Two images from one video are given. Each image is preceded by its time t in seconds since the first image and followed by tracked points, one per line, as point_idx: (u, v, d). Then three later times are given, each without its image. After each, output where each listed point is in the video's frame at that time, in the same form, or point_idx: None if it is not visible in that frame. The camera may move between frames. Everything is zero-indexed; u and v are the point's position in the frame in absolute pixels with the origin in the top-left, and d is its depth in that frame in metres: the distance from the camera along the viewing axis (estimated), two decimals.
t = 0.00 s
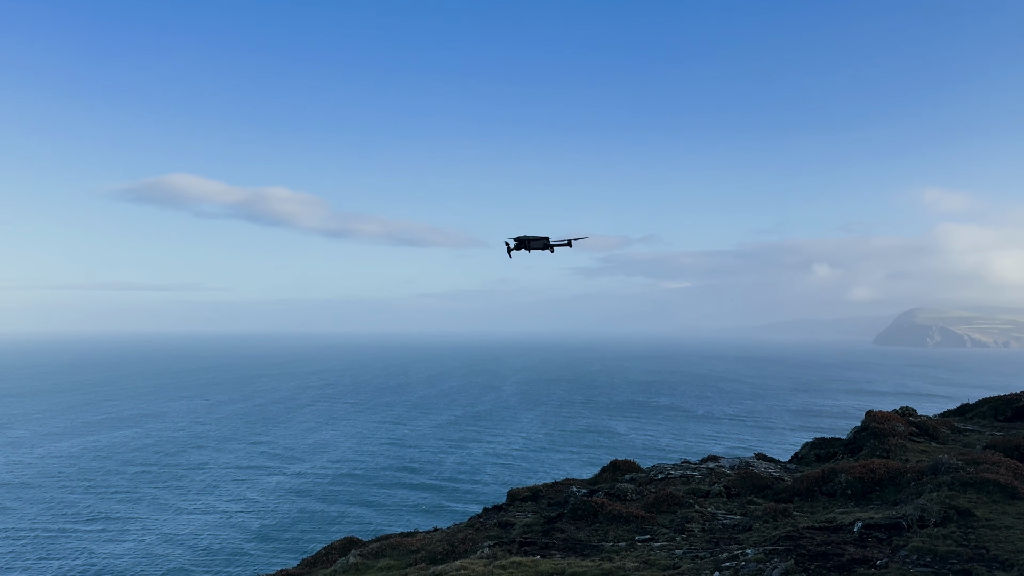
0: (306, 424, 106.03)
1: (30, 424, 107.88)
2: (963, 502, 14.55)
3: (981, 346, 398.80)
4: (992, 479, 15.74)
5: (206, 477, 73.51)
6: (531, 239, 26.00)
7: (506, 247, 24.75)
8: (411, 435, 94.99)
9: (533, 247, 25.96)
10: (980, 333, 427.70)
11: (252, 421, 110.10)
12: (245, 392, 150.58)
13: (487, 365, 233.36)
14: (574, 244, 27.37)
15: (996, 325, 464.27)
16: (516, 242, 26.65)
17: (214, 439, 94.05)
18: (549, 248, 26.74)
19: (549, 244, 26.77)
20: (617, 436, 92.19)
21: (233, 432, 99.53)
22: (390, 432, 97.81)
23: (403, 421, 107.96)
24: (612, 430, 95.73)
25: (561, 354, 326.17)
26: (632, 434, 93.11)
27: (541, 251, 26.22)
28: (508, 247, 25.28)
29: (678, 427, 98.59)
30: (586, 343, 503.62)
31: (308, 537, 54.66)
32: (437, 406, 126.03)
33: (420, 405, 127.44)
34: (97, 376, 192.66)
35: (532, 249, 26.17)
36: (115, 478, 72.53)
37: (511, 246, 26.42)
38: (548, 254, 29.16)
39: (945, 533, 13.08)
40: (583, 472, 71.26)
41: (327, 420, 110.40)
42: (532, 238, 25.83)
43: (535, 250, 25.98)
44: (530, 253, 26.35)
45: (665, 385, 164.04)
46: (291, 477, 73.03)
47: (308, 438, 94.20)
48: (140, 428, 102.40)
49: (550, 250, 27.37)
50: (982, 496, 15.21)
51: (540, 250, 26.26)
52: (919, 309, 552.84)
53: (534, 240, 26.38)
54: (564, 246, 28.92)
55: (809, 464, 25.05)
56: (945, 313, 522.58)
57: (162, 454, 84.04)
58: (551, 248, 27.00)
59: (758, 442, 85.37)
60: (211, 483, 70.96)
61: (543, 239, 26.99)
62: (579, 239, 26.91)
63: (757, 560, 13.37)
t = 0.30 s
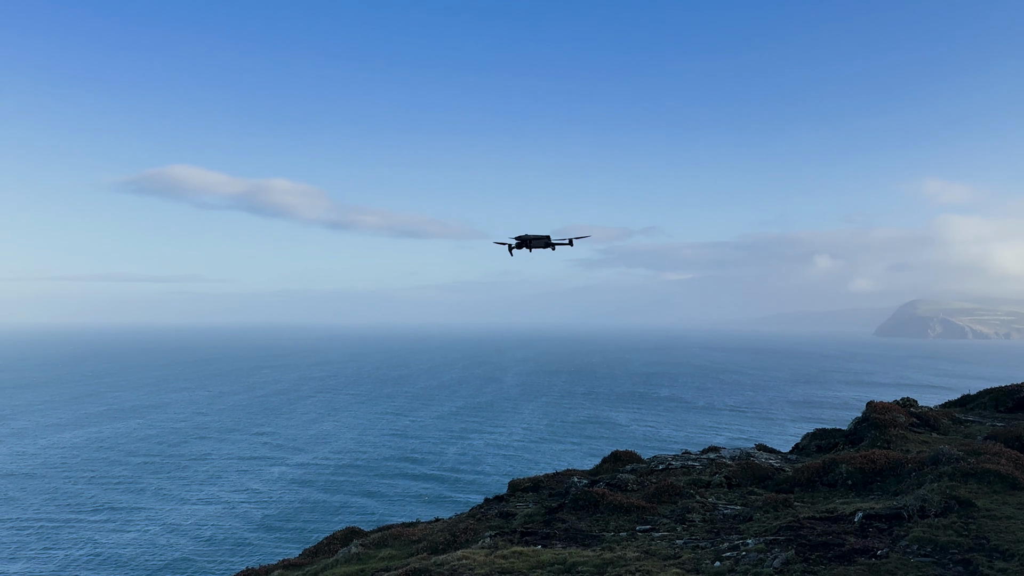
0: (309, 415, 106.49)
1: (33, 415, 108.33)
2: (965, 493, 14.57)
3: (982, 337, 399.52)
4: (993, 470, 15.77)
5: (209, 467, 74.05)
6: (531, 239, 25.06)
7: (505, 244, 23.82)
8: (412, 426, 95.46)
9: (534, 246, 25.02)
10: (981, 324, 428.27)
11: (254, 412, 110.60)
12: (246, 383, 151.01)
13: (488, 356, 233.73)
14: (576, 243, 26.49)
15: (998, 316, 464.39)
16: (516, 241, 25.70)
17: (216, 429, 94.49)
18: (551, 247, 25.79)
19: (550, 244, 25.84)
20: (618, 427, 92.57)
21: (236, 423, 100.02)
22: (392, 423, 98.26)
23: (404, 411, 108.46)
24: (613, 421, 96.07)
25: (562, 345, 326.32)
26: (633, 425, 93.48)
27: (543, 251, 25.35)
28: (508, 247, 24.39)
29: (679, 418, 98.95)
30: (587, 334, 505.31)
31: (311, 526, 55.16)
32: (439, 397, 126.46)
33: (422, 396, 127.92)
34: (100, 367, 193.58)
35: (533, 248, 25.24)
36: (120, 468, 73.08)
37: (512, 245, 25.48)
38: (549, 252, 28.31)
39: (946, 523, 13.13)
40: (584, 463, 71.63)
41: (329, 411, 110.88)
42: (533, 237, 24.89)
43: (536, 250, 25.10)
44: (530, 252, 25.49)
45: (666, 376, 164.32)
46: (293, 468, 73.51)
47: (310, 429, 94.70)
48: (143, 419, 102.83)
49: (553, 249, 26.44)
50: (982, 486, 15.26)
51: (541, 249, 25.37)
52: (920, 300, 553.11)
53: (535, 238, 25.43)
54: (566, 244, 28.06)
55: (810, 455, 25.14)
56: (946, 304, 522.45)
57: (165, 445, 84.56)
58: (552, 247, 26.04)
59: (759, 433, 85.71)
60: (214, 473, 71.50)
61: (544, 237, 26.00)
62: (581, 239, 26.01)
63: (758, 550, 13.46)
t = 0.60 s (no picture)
0: (309, 407, 106.91)
1: (35, 407, 108.67)
2: (964, 483, 14.63)
3: (981, 328, 400.10)
4: (992, 461, 15.82)
5: (211, 458, 74.41)
6: (531, 231, 25.08)
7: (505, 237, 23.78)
8: (413, 418, 95.84)
9: (534, 239, 24.96)
10: (981, 315, 428.63)
11: (254, 403, 110.99)
12: (247, 375, 151.50)
13: (488, 348, 234.33)
14: (576, 236, 26.48)
15: (998, 308, 464.97)
16: (517, 234, 25.65)
17: (218, 421, 94.88)
18: (551, 240, 25.78)
19: (551, 237, 25.80)
20: (618, 418, 92.92)
21: (237, 414, 100.44)
22: (392, 414, 98.66)
23: (405, 403, 108.91)
24: (613, 412, 96.41)
25: (561, 336, 326.87)
26: (633, 416, 93.82)
27: (543, 244, 25.36)
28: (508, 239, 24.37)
29: (679, 409, 99.28)
30: (587, 326, 506.02)
31: (312, 517, 55.49)
32: (439, 388, 126.90)
33: (422, 387, 128.44)
34: (102, 359, 194.11)
35: (533, 241, 25.20)
36: (122, 459, 73.45)
37: (512, 238, 25.44)
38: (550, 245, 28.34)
39: (945, 514, 13.19)
40: (584, 454, 72.02)
41: (330, 402, 111.24)
42: (533, 229, 24.86)
43: (536, 243, 25.11)
44: (531, 245, 25.43)
45: (666, 368, 164.77)
46: (295, 459, 73.85)
47: (311, 420, 95.17)
48: (144, 411, 103.18)
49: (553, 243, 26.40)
50: (981, 476, 15.33)
51: (542, 243, 25.33)
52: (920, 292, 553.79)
53: (535, 232, 25.40)
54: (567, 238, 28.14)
55: (809, 446, 25.23)
56: (946, 296, 522.48)
57: (167, 436, 84.96)
58: (553, 239, 25.99)
59: (758, 425, 86.08)
60: (216, 464, 71.87)
61: (544, 231, 25.97)
62: (581, 232, 25.99)
63: (757, 541, 13.51)
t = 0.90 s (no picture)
0: (309, 398, 107.20)
1: (34, 398, 108.79)
2: (960, 474, 14.70)
3: (979, 321, 401.63)
4: (989, 452, 15.89)
5: (211, 449, 74.71)
6: (529, 226, 24.89)
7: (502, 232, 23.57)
8: (411, 409, 96.17)
9: (532, 234, 24.74)
10: (979, 308, 430.01)
11: (254, 395, 111.20)
12: (246, 367, 151.77)
13: (487, 340, 234.69)
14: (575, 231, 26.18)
15: (996, 300, 466.60)
16: (515, 229, 25.36)
17: (218, 412, 95.17)
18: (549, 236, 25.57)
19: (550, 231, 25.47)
20: (615, 410, 93.36)
21: (237, 406, 100.77)
22: (391, 406, 98.95)
23: (404, 395, 109.18)
24: (611, 404, 96.85)
25: (561, 329, 327.29)
26: (631, 408, 94.24)
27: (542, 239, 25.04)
28: (506, 234, 24.16)
29: (677, 401, 99.72)
30: (586, 318, 506.90)
31: (313, 507, 55.81)
32: (437, 380, 127.24)
33: (421, 379, 128.80)
34: (101, 351, 194.36)
35: (531, 236, 24.99)
36: (123, 450, 73.69)
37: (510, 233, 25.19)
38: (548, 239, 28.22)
39: (940, 504, 13.28)
40: (582, 446, 72.41)
41: (329, 394, 111.48)
42: (530, 224, 24.61)
43: (535, 238, 24.83)
44: (529, 240, 25.13)
45: (664, 360, 165.30)
46: (294, 450, 74.09)
47: (310, 412, 95.46)
48: (144, 402, 103.45)
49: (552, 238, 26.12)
50: (977, 467, 15.42)
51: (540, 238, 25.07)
52: (919, 284, 554.96)
53: (533, 227, 25.10)
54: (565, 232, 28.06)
55: (806, 437, 25.33)
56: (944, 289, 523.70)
57: (167, 427, 85.19)
58: (551, 234, 25.74)
59: (756, 416, 86.62)
60: (217, 455, 72.12)
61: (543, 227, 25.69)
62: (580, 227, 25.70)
63: (754, 531, 13.59)
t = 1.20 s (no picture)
0: (307, 390, 107.47)
1: (33, 390, 108.79)
2: (955, 466, 14.80)
3: (975, 314, 402.84)
4: (985, 444, 15.97)
5: (211, 440, 74.93)
6: (524, 223, 24.85)
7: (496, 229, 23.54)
8: (409, 401, 96.50)
9: (526, 231, 24.75)
10: (976, 301, 431.36)
11: (252, 387, 111.37)
12: (245, 359, 151.94)
13: (485, 333, 235.04)
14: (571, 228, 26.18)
15: (993, 293, 468.46)
16: (510, 226, 25.44)
17: (217, 404, 95.32)
18: (544, 233, 25.56)
19: (545, 229, 25.48)
20: (613, 402, 93.81)
21: (235, 398, 100.97)
22: (390, 398, 99.24)
23: (402, 387, 109.52)
24: (608, 396, 97.31)
25: (559, 321, 327.29)
26: (629, 400, 94.71)
27: (536, 236, 25.07)
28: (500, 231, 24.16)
29: (674, 393, 100.19)
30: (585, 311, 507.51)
31: (312, 498, 56.05)
32: (435, 372, 127.62)
33: (419, 371, 129.17)
34: (99, 343, 194.37)
35: (526, 233, 24.99)
36: (122, 442, 73.87)
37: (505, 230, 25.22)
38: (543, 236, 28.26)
39: (937, 496, 13.35)
40: (580, 438, 72.84)
41: (327, 386, 111.71)
42: (525, 221, 24.63)
43: (529, 236, 24.86)
44: (524, 238, 25.13)
45: (662, 352, 165.78)
46: (293, 441, 74.33)
47: (309, 404, 95.71)
48: (142, 394, 103.52)
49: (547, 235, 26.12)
50: (973, 458, 15.51)
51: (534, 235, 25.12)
52: (917, 277, 556.03)
53: (528, 224, 25.11)
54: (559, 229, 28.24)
55: (803, 429, 25.45)
56: (942, 282, 524.67)
57: (166, 419, 85.40)
58: (546, 232, 25.75)
59: (753, 408, 87.14)
60: (216, 446, 72.25)
61: (538, 224, 25.73)
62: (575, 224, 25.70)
63: (750, 522, 13.67)
